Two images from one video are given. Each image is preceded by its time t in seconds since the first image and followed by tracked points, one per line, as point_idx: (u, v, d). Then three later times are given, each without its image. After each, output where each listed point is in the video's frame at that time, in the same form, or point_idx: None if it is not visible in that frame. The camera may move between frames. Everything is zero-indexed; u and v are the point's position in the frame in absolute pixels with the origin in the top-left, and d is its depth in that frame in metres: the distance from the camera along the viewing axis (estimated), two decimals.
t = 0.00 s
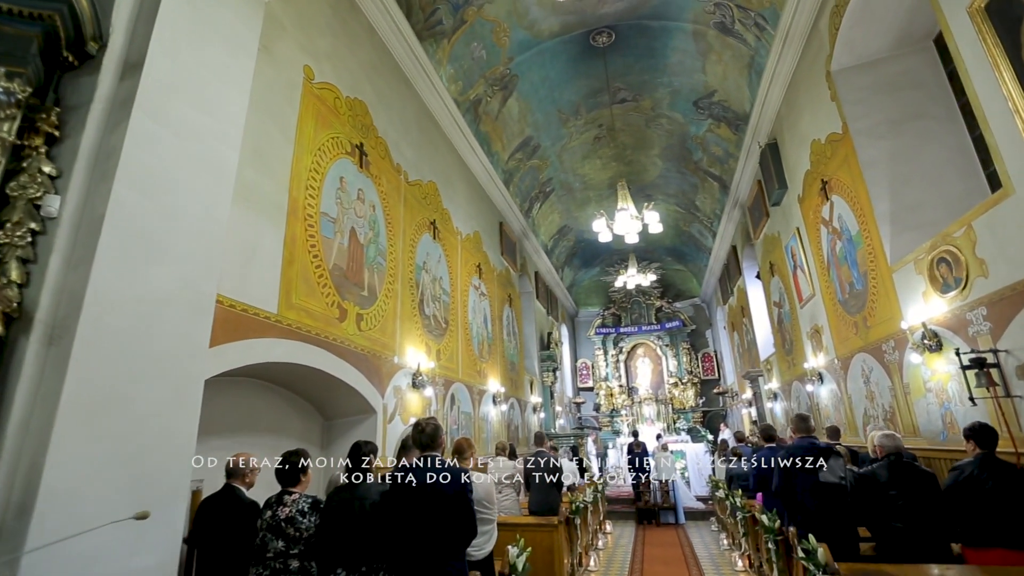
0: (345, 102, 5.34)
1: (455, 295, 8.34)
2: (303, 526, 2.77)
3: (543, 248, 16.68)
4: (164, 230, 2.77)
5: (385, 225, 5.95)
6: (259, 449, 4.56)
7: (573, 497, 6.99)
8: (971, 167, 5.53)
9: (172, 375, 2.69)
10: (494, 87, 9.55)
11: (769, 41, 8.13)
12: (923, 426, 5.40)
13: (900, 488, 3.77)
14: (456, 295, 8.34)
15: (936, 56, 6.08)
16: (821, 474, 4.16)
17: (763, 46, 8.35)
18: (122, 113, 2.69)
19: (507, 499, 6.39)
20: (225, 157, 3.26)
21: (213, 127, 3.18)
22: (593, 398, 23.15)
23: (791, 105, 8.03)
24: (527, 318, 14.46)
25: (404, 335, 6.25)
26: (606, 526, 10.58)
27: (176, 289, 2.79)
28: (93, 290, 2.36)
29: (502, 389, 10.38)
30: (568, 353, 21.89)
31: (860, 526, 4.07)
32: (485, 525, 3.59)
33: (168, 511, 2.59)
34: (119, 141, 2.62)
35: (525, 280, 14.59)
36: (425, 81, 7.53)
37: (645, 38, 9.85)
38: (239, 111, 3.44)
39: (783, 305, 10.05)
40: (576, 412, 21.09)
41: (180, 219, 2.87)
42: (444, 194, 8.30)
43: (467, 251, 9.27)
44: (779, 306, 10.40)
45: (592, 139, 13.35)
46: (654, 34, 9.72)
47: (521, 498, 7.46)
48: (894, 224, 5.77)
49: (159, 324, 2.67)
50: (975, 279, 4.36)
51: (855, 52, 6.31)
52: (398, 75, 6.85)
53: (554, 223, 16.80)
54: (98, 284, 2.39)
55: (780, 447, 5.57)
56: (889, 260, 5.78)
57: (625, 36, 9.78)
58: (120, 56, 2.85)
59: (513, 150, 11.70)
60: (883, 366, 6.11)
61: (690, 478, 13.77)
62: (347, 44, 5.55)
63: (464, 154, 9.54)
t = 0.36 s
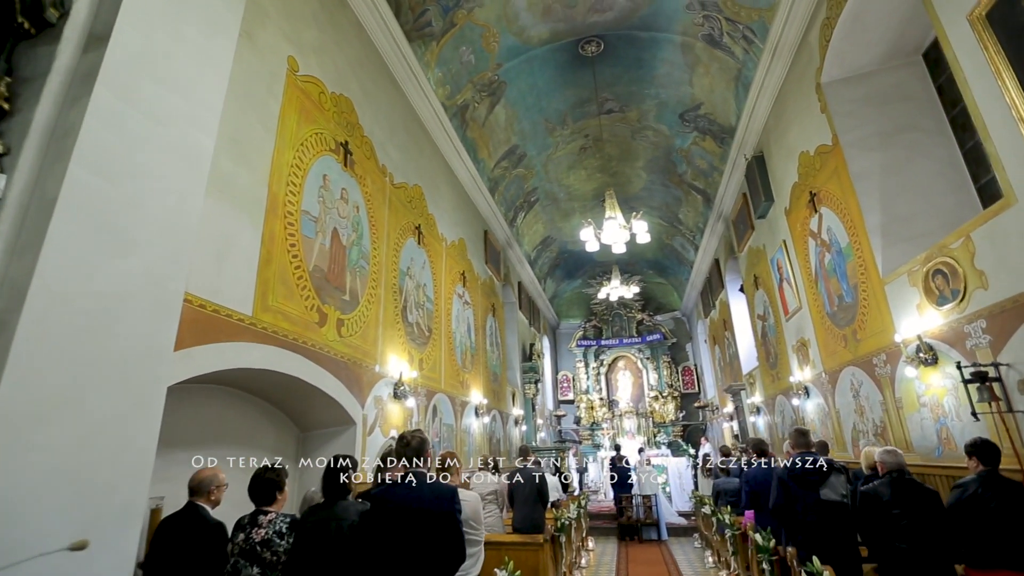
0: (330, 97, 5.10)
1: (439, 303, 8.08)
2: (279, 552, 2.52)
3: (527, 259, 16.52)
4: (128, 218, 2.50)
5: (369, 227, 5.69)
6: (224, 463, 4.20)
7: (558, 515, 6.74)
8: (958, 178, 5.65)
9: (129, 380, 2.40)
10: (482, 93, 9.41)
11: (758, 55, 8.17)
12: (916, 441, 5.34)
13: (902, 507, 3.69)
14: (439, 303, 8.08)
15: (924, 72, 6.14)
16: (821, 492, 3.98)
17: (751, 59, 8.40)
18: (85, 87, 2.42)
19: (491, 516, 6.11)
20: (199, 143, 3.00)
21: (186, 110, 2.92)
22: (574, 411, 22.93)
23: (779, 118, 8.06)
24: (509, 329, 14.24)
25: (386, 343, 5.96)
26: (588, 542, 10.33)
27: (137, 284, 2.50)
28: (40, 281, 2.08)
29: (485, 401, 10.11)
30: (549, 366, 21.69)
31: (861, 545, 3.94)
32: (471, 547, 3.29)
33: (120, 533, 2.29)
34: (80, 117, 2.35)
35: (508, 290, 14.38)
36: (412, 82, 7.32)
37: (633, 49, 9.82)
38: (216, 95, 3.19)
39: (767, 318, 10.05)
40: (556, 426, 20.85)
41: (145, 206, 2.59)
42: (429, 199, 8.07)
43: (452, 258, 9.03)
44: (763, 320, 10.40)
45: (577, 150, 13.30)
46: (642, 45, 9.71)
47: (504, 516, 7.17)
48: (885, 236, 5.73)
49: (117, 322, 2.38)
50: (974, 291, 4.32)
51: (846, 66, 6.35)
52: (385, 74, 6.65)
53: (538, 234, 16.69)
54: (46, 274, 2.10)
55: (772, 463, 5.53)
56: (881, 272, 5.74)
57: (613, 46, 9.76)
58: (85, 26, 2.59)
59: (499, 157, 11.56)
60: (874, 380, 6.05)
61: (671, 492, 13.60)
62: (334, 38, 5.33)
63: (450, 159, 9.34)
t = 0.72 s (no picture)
0: (314, 90, 4.86)
1: (422, 310, 7.81)
2: None
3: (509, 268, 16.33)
4: (81, 200, 2.21)
5: (351, 227, 5.43)
6: (185, 478, 3.85)
7: (543, 530, 6.49)
8: (947, 191, 5.64)
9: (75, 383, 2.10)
10: (468, 97, 9.26)
11: (745, 67, 8.20)
12: (909, 455, 5.28)
13: (904, 523, 3.55)
14: (422, 310, 7.82)
15: (911, 86, 6.18)
16: (822, 508, 3.86)
17: (739, 72, 8.43)
18: (36, 52, 2.15)
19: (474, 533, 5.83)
20: (169, 126, 2.74)
21: (153, 86, 2.66)
22: (553, 424, 22.67)
23: (766, 130, 8.08)
24: (491, 339, 13.99)
25: (366, 350, 5.68)
26: (570, 559, 10.05)
27: (87, 276, 2.22)
28: None
29: (466, 413, 9.83)
30: (530, 378, 21.43)
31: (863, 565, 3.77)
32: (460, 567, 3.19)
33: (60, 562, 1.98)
34: (27, 84, 2.07)
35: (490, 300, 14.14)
36: (399, 82, 7.12)
37: (621, 58, 9.82)
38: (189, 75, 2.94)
39: (751, 330, 10.03)
40: (535, 439, 20.56)
41: (102, 189, 2.31)
42: (413, 203, 7.83)
43: (435, 265, 8.78)
44: (747, 332, 10.39)
45: (562, 159, 13.24)
46: (630, 55, 9.70)
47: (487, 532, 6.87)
48: (875, 247, 5.67)
49: (64, 317, 2.09)
50: (970, 302, 4.29)
51: (835, 78, 6.37)
52: (371, 72, 6.43)
53: (521, 244, 16.53)
54: None
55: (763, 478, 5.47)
56: (872, 283, 5.68)
57: (602, 55, 9.74)
58: None
59: (484, 164, 11.39)
60: (863, 393, 5.99)
61: (653, 507, 13.41)
62: (319, 29, 5.10)
63: (435, 164, 9.14)
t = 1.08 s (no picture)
0: (295, 79, 4.60)
1: (402, 315, 7.52)
2: None
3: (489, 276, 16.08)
4: (18, 169, 1.91)
5: (330, 225, 5.15)
6: (136, 494, 3.48)
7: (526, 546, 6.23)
8: (934, 203, 5.61)
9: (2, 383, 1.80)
10: (453, 100, 9.07)
11: (732, 78, 8.20)
12: (899, 467, 5.19)
13: (907, 538, 3.37)
14: (402, 315, 7.53)
15: (899, 98, 6.20)
16: (825, 522, 3.73)
17: (725, 83, 8.43)
18: None
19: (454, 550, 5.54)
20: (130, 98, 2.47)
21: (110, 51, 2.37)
22: (532, 435, 22.35)
23: (753, 141, 8.08)
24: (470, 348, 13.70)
25: (343, 356, 5.36)
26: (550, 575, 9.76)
27: (23, 258, 1.91)
28: None
29: (445, 423, 9.51)
30: (508, 388, 21.15)
31: None
32: None
33: None
34: None
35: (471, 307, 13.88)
36: (383, 78, 6.89)
37: (608, 66, 9.78)
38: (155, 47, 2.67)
39: (735, 341, 9.99)
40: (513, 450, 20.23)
41: (43, 158, 2.02)
42: (396, 204, 7.58)
43: (416, 269, 8.51)
44: (730, 343, 10.35)
45: (546, 167, 13.15)
46: (617, 64, 9.66)
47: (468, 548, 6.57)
48: (864, 258, 5.62)
49: None
50: (964, 311, 4.20)
51: (823, 90, 6.35)
52: (355, 66, 6.19)
53: (502, 252, 16.34)
54: None
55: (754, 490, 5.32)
56: (860, 293, 5.62)
57: (589, 62, 9.69)
58: None
59: (467, 169, 11.19)
60: (852, 405, 5.92)
61: (633, 520, 13.22)
62: (301, 17, 4.85)
63: (419, 166, 8.89)
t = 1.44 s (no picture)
0: (274, 62, 4.34)
1: (381, 318, 7.23)
2: None
3: (469, 283, 15.83)
4: None
5: (308, 219, 4.87)
6: (80, 507, 3.13)
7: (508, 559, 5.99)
8: (920, 213, 5.62)
9: None
10: (438, 100, 8.87)
11: (718, 87, 8.21)
12: (888, 477, 5.12)
13: (908, 552, 3.25)
14: (381, 318, 7.23)
15: (884, 109, 6.23)
16: (825, 535, 3.55)
17: (712, 91, 8.43)
18: None
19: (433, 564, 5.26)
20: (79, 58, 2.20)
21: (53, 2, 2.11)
22: (508, 445, 21.99)
23: (739, 149, 8.07)
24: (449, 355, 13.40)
25: (319, 358, 5.06)
26: None
27: None
28: None
29: (423, 431, 9.19)
30: (485, 397, 20.82)
31: None
32: None
33: None
34: None
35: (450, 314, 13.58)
36: (367, 71, 6.66)
37: (594, 71, 9.74)
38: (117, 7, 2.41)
39: (717, 350, 9.94)
40: (489, 460, 19.86)
41: None
42: (377, 203, 7.31)
43: (396, 271, 8.23)
44: (712, 353, 10.30)
45: (529, 173, 13.03)
46: (604, 70, 9.62)
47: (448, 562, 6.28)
48: (853, 266, 5.58)
49: None
50: (958, 319, 4.15)
51: (811, 99, 6.36)
52: (338, 57, 5.95)
53: (482, 258, 16.12)
54: None
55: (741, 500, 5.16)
56: (849, 302, 5.57)
57: (576, 67, 9.63)
58: None
59: (450, 172, 10.98)
60: (839, 414, 5.86)
61: (611, 532, 13.02)
62: None
63: (401, 165, 8.65)
